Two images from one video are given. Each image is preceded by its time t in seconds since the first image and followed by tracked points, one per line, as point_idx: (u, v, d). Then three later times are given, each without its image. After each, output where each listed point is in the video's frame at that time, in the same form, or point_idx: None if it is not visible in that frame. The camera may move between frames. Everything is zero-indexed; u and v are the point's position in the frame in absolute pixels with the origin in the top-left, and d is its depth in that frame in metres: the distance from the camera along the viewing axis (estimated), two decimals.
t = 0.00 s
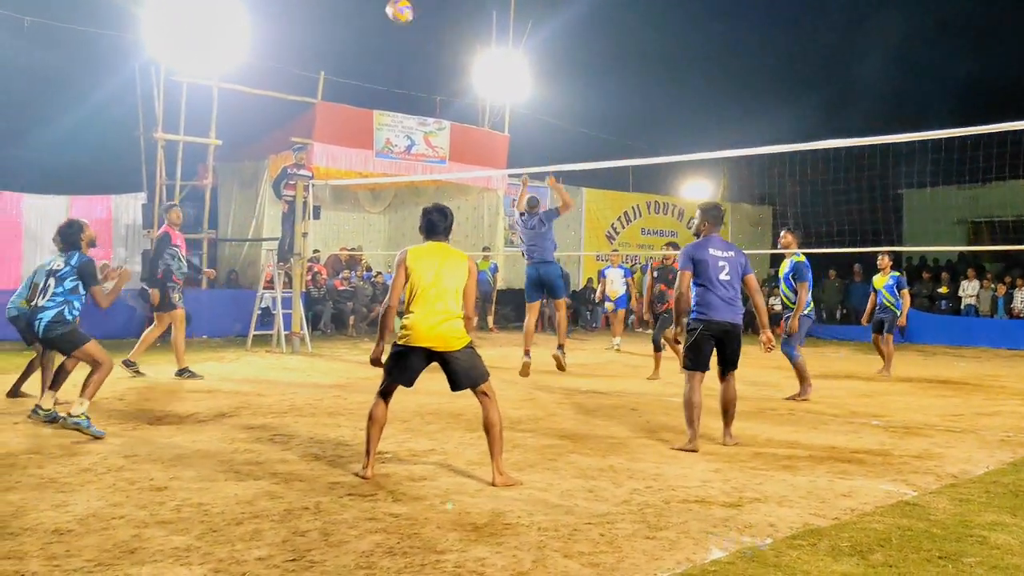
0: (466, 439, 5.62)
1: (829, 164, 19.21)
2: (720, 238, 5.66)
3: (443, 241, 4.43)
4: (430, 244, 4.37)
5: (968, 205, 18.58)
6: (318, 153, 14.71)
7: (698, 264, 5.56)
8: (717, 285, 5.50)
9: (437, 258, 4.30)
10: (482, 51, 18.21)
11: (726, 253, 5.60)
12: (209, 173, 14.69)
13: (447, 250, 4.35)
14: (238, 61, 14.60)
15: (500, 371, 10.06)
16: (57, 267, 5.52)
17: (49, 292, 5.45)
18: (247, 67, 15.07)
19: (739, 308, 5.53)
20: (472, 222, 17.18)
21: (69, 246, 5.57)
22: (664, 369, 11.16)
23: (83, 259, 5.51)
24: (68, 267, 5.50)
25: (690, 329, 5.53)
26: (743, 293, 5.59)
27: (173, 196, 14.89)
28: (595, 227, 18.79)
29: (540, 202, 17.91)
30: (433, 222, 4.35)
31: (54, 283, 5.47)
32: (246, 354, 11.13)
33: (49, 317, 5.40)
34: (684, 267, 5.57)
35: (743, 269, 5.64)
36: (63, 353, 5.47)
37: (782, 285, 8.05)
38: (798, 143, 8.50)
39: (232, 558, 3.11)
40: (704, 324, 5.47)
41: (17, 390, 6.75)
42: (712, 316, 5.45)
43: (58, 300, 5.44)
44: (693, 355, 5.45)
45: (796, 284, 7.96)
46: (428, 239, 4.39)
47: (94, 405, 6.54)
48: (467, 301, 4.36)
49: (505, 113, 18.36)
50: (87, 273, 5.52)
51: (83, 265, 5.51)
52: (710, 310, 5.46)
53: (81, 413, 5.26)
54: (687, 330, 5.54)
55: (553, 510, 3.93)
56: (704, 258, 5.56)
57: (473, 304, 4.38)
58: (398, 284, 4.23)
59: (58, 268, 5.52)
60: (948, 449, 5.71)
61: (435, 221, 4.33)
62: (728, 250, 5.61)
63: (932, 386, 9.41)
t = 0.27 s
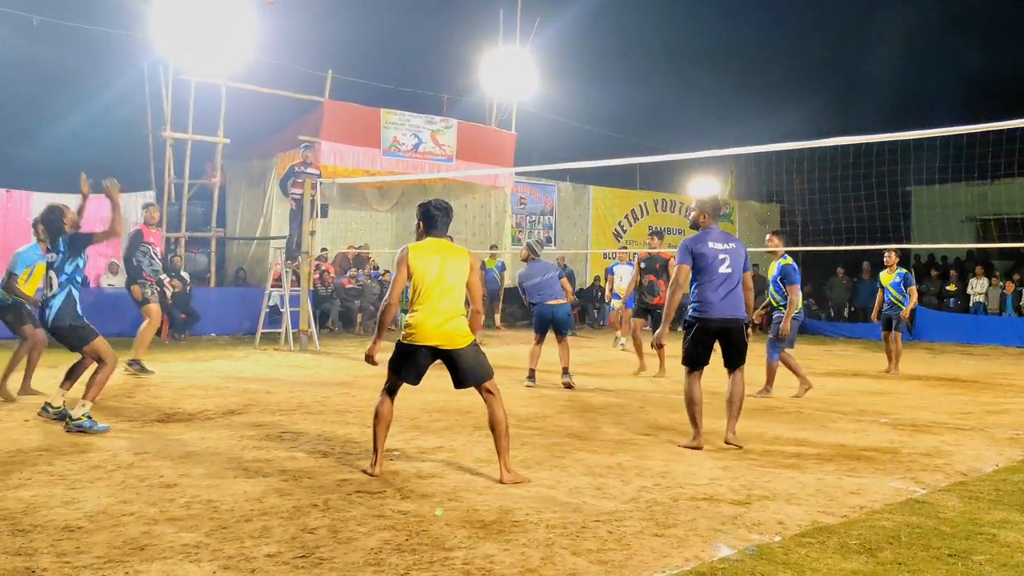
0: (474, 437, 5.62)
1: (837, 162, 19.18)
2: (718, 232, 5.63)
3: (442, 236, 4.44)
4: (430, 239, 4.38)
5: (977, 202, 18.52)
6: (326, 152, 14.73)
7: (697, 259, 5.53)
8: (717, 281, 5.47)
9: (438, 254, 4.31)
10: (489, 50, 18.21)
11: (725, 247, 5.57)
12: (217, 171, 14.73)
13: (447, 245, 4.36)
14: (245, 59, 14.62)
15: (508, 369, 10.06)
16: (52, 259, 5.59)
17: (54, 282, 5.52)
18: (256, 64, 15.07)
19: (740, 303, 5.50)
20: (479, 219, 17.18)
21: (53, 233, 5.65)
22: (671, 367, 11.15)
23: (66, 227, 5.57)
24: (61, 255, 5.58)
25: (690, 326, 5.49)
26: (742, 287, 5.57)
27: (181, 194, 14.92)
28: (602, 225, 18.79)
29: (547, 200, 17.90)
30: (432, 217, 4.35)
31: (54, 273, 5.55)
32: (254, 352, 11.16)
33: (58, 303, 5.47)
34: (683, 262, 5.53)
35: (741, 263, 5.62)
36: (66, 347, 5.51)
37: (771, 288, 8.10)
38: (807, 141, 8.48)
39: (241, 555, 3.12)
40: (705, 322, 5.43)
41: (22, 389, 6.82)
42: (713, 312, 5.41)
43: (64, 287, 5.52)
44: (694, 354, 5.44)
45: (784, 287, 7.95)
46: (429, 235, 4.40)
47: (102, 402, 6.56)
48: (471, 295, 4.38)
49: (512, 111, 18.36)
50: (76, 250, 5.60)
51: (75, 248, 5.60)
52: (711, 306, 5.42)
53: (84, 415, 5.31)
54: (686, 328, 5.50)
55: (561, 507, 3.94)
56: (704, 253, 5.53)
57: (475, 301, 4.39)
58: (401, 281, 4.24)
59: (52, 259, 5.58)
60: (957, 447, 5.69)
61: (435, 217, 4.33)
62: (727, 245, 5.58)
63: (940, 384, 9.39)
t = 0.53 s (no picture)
0: (478, 435, 5.62)
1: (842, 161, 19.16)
2: (737, 239, 5.24)
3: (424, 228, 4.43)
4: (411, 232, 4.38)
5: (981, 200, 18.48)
6: (330, 150, 14.75)
7: (713, 268, 5.14)
8: (728, 294, 5.13)
9: (419, 246, 4.30)
10: (492, 48, 18.20)
11: (743, 257, 5.18)
12: (221, 169, 14.76)
13: (428, 237, 4.36)
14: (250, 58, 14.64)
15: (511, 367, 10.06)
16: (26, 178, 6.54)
17: (33, 200, 6.53)
18: (259, 62, 15.05)
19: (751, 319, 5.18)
20: (481, 218, 16.97)
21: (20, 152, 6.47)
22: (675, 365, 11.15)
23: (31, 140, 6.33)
24: (32, 174, 6.54)
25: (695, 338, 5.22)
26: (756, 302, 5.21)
27: (186, 192, 14.95)
28: (606, 223, 18.78)
29: (551, 198, 17.90)
30: (413, 209, 4.36)
31: (31, 193, 6.53)
32: (259, 350, 11.18)
33: (41, 223, 6.54)
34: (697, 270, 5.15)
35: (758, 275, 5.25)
36: (40, 263, 6.57)
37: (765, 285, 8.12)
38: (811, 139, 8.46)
39: (246, 552, 3.13)
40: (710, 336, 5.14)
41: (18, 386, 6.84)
42: (719, 329, 5.10)
43: (42, 208, 6.56)
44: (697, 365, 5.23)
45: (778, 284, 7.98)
46: (410, 228, 4.40)
47: (106, 400, 6.57)
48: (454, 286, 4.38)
49: (516, 109, 18.35)
50: (44, 168, 6.53)
51: (43, 168, 6.52)
52: (718, 322, 5.11)
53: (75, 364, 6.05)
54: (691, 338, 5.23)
55: (566, 505, 3.93)
56: (720, 262, 5.15)
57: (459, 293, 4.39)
58: (381, 275, 4.24)
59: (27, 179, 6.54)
60: (962, 445, 5.68)
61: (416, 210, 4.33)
62: (745, 255, 5.19)
63: (945, 382, 9.37)
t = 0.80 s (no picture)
0: (481, 433, 5.62)
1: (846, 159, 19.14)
2: (757, 220, 4.92)
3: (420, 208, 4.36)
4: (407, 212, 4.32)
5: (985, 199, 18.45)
6: (333, 148, 14.77)
7: (735, 251, 4.81)
8: (752, 278, 4.80)
9: (412, 230, 4.25)
10: (495, 45, 18.18)
11: (763, 238, 4.87)
12: (224, 168, 14.78)
13: (422, 219, 4.31)
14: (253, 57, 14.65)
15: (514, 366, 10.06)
16: None
17: None
18: (262, 61, 15.06)
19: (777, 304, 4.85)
20: (485, 217, 17.07)
21: None
22: (678, 364, 11.14)
23: None
24: None
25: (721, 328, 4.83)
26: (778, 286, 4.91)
27: (189, 190, 14.98)
28: (610, 221, 18.77)
29: (554, 196, 17.90)
30: (411, 189, 4.28)
31: None
32: (263, 348, 11.20)
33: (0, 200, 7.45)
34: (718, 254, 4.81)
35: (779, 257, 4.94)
36: None
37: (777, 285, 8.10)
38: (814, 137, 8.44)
39: (249, 550, 3.13)
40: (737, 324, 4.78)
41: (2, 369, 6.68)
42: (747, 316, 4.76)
43: None
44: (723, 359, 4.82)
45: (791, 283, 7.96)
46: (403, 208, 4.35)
47: (110, 398, 6.58)
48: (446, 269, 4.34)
49: (519, 108, 18.34)
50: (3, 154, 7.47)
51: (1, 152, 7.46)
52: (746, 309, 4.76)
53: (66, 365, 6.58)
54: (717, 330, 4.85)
55: (569, 503, 3.93)
56: (741, 244, 4.82)
57: (452, 276, 4.36)
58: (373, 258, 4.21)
59: None
60: (965, 444, 5.67)
61: (411, 191, 4.26)
62: (766, 236, 4.88)
63: (948, 381, 9.35)
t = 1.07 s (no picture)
0: (483, 431, 5.62)
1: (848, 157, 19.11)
2: (765, 211, 4.74)
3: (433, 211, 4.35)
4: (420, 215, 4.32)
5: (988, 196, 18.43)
6: (335, 146, 14.77)
7: (740, 241, 4.62)
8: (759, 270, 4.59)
9: (424, 232, 4.24)
10: (497, 43, 18.16)
11: (771, 229, 4.68)
12: (227, 165, 14.79)
13: (435, 223, 4.30)
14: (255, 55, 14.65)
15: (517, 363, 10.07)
16: None
17: None
18: (264, 59, 15.05)
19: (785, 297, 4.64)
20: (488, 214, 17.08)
21: None
22: (681, 362, 11.14)
23: None
24: None
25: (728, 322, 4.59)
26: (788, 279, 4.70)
27: (191, 188, 14.99)
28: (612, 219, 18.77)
29: (557, 194, 17.89)
30: (424, 192, 4.28)
31: None
32: (266, 346, 11.20)
33: None
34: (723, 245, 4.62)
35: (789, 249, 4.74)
36: None
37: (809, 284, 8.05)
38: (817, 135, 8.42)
39: (252, 547, 3.13)
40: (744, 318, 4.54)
41: None
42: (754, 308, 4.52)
43: None
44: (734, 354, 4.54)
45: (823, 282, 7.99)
46: (416, 209, 4.35)
47: (112, 395, 6.59)
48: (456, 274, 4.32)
49: (521, 106, 18.34)
50: None
51: None
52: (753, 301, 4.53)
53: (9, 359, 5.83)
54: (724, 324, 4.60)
55: (571, 500, 3.94)
56: (747, 234, 4.63)
57: (462, 280, 4.35)
58: (384, 260, 4.21)
59: None
60: (968, 442, 5.66)
61: (425, 194, 4.26)
62: (774, 227, 4.70)
63: (951, 379, 9.33)
